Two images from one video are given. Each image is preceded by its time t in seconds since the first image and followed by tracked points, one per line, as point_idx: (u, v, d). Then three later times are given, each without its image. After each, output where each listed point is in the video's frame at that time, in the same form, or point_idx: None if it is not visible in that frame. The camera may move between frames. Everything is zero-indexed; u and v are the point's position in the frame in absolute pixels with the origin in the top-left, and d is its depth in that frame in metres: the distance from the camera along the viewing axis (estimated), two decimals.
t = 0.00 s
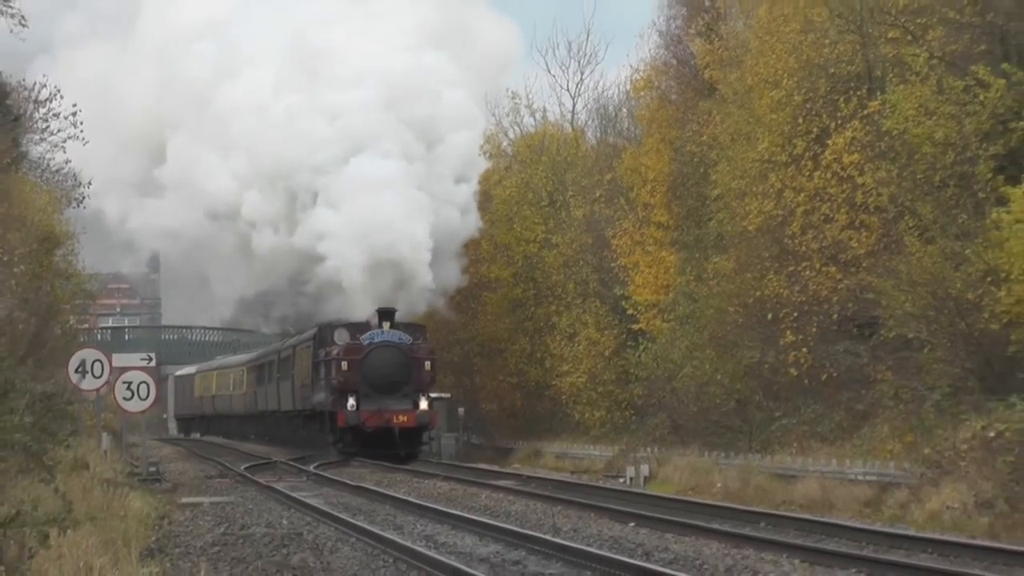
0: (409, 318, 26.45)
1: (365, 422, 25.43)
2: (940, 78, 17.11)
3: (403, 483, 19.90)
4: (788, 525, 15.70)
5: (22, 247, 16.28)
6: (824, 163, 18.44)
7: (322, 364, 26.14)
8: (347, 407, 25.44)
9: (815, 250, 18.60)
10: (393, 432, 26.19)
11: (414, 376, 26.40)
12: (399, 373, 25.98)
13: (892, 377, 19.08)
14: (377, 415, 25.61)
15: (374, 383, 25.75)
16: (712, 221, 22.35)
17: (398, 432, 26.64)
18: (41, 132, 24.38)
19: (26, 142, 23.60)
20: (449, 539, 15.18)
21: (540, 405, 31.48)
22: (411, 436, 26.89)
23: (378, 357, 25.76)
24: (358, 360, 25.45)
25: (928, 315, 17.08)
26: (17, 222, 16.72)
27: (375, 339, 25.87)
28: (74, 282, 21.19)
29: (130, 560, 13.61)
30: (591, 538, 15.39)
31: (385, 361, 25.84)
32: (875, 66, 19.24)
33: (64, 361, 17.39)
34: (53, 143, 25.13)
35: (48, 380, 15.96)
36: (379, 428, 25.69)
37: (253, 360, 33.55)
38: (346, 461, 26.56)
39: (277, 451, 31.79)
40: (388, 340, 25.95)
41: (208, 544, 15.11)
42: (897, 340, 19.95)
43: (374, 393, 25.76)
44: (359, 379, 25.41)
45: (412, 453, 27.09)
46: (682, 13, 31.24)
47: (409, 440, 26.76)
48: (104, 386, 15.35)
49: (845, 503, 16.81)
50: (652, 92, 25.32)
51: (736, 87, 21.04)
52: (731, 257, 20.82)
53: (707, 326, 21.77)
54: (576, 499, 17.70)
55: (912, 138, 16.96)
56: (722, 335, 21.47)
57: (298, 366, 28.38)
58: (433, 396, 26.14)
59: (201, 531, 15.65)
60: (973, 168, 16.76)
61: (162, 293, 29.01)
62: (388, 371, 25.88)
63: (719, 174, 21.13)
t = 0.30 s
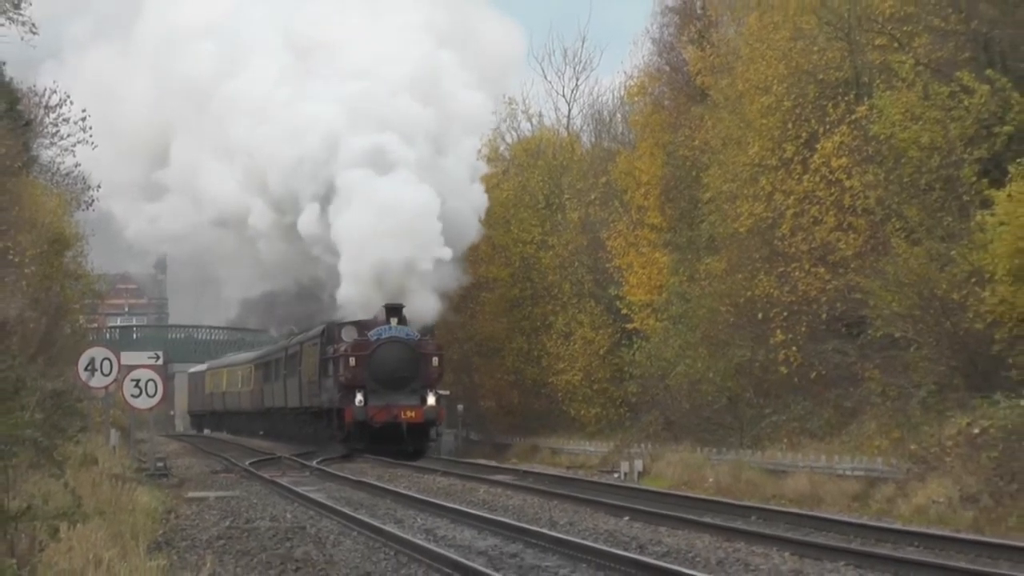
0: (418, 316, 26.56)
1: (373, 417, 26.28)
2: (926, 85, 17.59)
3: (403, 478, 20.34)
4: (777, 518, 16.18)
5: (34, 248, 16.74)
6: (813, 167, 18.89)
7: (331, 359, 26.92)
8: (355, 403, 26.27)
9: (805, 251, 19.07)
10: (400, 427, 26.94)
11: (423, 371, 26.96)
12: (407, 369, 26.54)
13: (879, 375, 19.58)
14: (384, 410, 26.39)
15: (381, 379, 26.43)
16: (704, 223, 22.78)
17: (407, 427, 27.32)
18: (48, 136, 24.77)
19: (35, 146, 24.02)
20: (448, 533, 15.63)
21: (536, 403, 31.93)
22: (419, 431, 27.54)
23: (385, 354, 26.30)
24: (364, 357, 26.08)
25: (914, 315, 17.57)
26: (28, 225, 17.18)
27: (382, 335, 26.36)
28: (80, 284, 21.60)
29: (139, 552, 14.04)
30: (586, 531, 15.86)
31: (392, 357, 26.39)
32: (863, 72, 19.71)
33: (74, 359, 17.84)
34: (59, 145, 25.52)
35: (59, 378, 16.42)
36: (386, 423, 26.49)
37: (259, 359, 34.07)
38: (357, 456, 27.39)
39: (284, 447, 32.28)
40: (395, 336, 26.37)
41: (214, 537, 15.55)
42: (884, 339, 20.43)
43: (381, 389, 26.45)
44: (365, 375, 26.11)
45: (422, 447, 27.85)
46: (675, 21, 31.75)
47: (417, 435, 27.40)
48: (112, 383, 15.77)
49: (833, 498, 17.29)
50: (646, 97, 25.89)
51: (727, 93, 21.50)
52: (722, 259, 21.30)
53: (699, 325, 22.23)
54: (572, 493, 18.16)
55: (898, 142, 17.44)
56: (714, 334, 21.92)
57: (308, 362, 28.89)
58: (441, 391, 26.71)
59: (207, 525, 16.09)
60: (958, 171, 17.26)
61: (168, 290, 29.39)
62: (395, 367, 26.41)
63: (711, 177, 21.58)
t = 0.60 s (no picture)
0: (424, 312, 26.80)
1: (380, 416, 26.50)
2: (912, 90, 18.12)
3: (401, 473, 20.80)
4: (766, 512, 16.66)
5: (42, 250, 17.18)
6: (802, 170, 19.36)
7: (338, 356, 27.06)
8: (362, 401, 26.53)
9: (794, 253, 19.56)
10: (407, 426, 27.16)
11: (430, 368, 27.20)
12: (414, 367, 26.83)
13: (866, 373, 20.02)
14: (391, 409, 26.62)
15: (388, 376, 26.67)
16: (695, 226, 23.24)
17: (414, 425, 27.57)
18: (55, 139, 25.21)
19: (43, 150, 24.54)
20: (447, 526, 16.10)
21: (530, 402, 32.30)
22: (426, 429, 27.78)
23: (393, 351, 26.55)
24: (372, 355, 26.31)
25: (900, 314, 18.05)
26: (36, 227, 17.62)
27: (389, 333, 26.55)
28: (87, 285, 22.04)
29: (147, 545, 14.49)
30: (581, 525, 16.33)
31: (399, 355, 26.61)
32: (850, 79, 20.21)
33: (81, 358, 18.29)
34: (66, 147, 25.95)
35: (67, 376, 16.86)
36: (393, 421, 26.73)
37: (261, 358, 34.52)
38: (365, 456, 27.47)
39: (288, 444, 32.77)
40: (403, 335, 26.62)
41: (218, 531, 15.98)
42: (871, 338, 20.91)
43: (388, 387, 26.72)
44: (373, 374, 26.40)
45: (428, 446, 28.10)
46: (667, 27, 32.19)
47: (423, 432, 27.71)
48: (120, 381, 16.22)
49: (821, 493, 17.81)
50: (639, 103, 26.48)
51: (718, 98, 21.99)
52: (711, 260, 21.75)
53: (690, 325, 22.71)
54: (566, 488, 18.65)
55: (884, 147, 17.95)
56: (704, 334, 22.35)
57: (314, 358, 29.01)
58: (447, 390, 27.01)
59: (211, 519, 16.54)
60: (942, 175, 17.79)
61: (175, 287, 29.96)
62: (402, 365, 26.68)
63: (702, 181, 22.04)
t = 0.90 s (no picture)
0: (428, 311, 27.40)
1: (385, 414, 26.19)
2: (893, 97, 18.65)
3: (398, 470, 21.24)
4: (751, 507, 17.15)
5: (47, 253, 17.64)
6: (787, 174, 19.85)
7: (341, 356, 27.04)
8: (367, 399, 26.21)
9: (779, 255, 20.05)
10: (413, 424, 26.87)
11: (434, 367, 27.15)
12: (418, 365, 26.76)
13: (850, 372, 20.56)
14: (396, 406, 26.34)
15: (393, 375, 26.55)
16: (683, 229, 23.71)
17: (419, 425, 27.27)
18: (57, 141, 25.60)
19: (49, 155, 25.03)
20: (441, 521, 16.55)
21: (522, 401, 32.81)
22: (431, 429, 27.53)
23: (398, 349, 26.66)
24: (377, 353, 26.35)
25: (882, 315, 18.55)
26: (39, 231, 18.06)
27: (394, 332, 26.78)
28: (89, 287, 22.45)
29: (149, 540, 14.93)
30: (571, 520, 16.79)
31: (404, 353, 26.65)
32: (834, 85, 20.72)
33: (85, 357, 18.75)
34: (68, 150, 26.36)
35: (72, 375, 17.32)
36: (398, 419, 26.42)
37: (268, 355, 35.03)
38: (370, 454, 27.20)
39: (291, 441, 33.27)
40: (407, 333, 26.84)
41: (219, 526, 16.43)
42: (854, 338, 21.44)
43: (393, 385, 26.51)
44: (377, 371, 26.32)
45: (433, 446, 27.78)
46: (657, 35, 32.75)
47: (428, 432, 27.41)
48: (123, 379, 16.65)
49: (806, 488, 18.33)
50: (628, 109, 27.22)
51: (705, 105, 22.49)
52: (698, 262, 22.23)
53: (677, 325, 23.20)
54: (557, 485, 19.11)
55: (867, 151, 18.46)
56: (692, 333, 22.85)
57: (315, 357, 29.00)
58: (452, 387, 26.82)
59: (212, 513, 16.97)
60: (924, 179, 18.37)
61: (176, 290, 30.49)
62: (407, 363, 26.65)
63: (690, 185, 22.50)
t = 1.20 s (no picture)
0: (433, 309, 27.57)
1: (389, 413, 26.62)
2: (876, 104, 19.19)
3: (394, 468, 21.70)
4: (737, 504, 17.62)
5: (50, 256, 18.10)
6: (772, 180, 20.33)
7: (345, 355, 27.43)
8: (371, 398, 26.62)
9: (765, 259, 20.52)
10: (416, 423, 27.37)
11: (438, 367, 27.67)
12: (421, 364, 27.22)
13: (835, 373, 21.05)
14: (400, 406, 26.79)
15: (398, 374, 26.96)
16: (671, 233, 24.19)
17: (422, 424, 27.78)
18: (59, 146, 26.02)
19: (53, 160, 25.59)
20: (436, 517, 17.01)
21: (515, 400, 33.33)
22: (434, 428, 28.03)
23: (402, 348, 26.98)
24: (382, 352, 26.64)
25: (865, 316, 19.00)
26: (41, 236, 18.51)
27: (398, 330, 27.05)
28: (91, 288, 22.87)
29: (153, 535, 15.38)
30: (564, 517, 17.26)
31: (408, 352, 27.04)
32: (819, 93, 21.25)
33: (87, 358, 19.19)
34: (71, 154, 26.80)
35: (76, 375, 17.77)
36: (402, 419, 26.87)
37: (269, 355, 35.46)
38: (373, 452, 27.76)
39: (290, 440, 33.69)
40: (411, 331, 27.15)
41: (220, 522, 16.86)
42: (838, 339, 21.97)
43: (397, 384, 26.97)
44: (382, 370, 26.67)
45: (435, 445, 28.28)
46: (646, 43, 33.28)
47: (431, 431, 27.89)
48: (126, 379, 17.09)
49: (792, 485, 18.81)
50: (618, 116, 27.68)
51: (693, 112, 23.00)
52: (686, 265, 22.71)
53: (666, 327, 23.68)
54: (549, 482, 19.59)
55: (851, 157, 18.98)
56: (681, 335, 23.33)
57: (320, 356, 29.65)
58: (455, 387, 27.36)
59: (213, 510, 17.41)
60: (907, 184, 18.92)
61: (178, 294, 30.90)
62: (411, 362, 27.03)
63: (679, 190, 22.99)
